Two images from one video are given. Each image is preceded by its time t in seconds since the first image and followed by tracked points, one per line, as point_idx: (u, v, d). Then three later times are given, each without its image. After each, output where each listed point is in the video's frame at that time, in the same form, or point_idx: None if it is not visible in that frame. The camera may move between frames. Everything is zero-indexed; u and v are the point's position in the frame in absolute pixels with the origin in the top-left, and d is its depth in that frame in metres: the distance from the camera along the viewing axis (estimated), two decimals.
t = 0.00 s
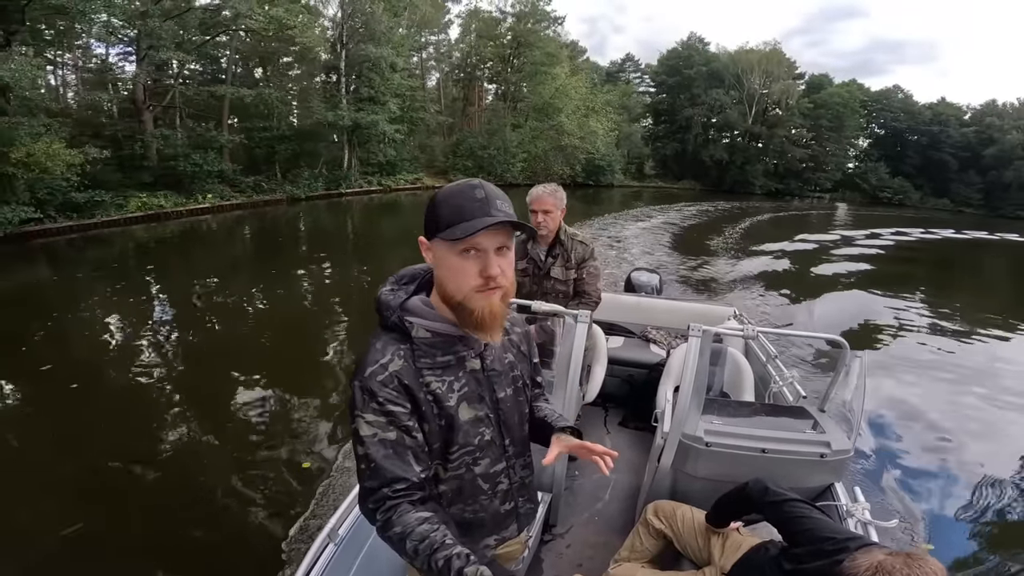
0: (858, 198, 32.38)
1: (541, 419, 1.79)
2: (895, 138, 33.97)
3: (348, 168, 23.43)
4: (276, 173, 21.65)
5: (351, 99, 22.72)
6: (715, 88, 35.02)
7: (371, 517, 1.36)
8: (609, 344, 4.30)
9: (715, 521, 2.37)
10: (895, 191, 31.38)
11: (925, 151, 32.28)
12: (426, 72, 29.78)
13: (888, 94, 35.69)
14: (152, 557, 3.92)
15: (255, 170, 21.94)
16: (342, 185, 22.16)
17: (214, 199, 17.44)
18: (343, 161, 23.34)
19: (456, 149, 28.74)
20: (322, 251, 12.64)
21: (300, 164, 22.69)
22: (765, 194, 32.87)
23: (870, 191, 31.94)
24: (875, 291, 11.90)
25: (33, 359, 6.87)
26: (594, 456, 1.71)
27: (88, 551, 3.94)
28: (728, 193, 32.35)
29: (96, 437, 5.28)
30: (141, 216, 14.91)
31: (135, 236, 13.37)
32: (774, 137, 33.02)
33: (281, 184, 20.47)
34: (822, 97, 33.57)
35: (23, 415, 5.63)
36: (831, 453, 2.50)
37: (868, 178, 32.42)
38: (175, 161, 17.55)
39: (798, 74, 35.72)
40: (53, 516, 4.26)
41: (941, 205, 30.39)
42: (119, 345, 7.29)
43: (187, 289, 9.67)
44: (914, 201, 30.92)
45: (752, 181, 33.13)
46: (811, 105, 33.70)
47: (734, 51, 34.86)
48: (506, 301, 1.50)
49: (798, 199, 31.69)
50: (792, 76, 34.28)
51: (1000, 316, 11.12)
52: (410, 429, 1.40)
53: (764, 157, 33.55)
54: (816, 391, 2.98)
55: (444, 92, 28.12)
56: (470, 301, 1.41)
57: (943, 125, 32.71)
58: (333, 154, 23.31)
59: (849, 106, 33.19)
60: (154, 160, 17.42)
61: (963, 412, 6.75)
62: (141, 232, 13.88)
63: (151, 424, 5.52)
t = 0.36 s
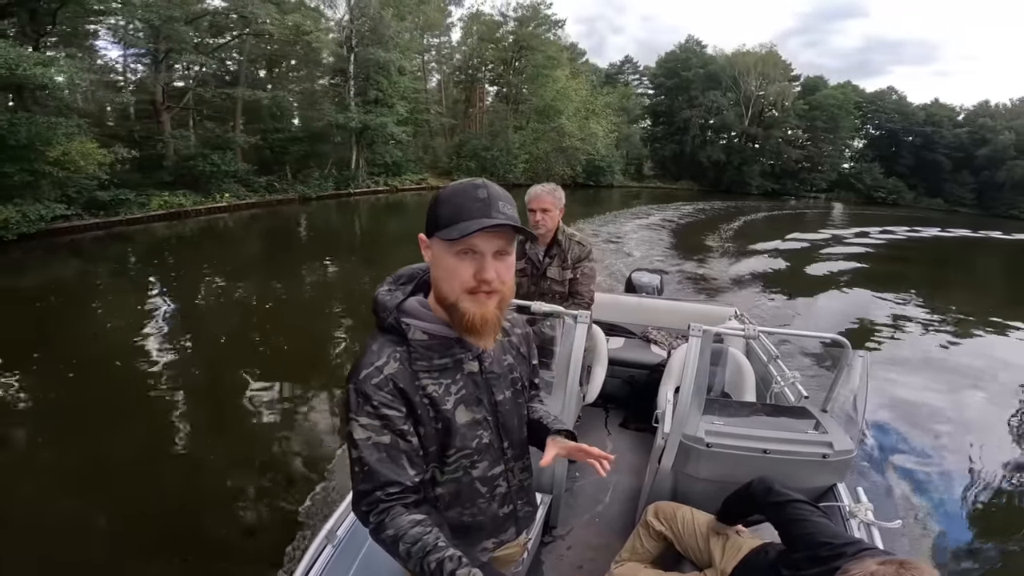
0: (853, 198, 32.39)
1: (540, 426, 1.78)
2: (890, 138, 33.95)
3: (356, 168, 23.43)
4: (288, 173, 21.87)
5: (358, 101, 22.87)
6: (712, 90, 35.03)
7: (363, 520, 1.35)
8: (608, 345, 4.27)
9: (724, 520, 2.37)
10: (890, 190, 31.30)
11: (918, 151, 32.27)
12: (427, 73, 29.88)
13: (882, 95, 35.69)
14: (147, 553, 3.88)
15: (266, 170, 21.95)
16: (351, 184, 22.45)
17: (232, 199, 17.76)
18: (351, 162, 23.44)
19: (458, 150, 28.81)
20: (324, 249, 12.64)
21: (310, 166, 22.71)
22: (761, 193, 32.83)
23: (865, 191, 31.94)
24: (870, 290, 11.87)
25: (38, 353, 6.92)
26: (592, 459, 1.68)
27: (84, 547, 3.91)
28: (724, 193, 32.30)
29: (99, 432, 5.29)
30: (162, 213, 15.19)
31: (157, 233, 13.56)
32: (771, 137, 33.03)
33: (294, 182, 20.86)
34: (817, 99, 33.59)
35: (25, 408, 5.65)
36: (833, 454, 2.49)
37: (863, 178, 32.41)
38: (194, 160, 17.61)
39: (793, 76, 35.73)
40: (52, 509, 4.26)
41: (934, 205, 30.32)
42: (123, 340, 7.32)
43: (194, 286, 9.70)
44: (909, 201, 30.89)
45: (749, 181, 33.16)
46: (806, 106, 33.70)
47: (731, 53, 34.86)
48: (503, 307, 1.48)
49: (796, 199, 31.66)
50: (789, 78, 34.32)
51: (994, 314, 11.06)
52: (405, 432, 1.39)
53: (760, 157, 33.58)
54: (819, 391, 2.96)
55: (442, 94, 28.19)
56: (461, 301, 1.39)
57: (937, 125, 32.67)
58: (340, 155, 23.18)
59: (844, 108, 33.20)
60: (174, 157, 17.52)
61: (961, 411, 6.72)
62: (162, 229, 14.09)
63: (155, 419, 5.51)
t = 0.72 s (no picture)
0: (839, 197, 32.71)
1: (536, 427, 1.77)
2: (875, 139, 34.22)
3: (356, 169, 23.47)
4: (290, 174, 22.02)
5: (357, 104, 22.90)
6: (701, 91, 35.16)
7: (353, 517, 1.36)
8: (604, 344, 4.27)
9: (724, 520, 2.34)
10: (874, 189, 31.61)
11: (901, 150, 32.57)
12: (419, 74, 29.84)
13: (866, 96, 35.99)
14: (145, 551, 3.88)
15: (269, 171, 22.25)
16: (352, 185, 22.60)
17: (241, 198, 18.01)
18: (351, 164, 23.57)
19: (455, 151, 28.87)
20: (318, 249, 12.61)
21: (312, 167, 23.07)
22: (749, 193, 33.09)
23: (850, 190, 32.26)
24: (857, 287, 11.97)
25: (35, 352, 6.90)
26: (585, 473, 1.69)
27: (81, 545, 3.90)
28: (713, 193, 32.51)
29: (96, 432, 5.28)
30: (173, 213, 15.42)
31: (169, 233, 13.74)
32: (759, 138, 33.23)
33: (296, 184, 21.05)
34: (802, 100, 33.81)
35: (20, 409, 5.63)
36: (829, 451, 2.50)
37: (848, 178, 32.72)
38: (202, 162, 17.84)
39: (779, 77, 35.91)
40: (50, 509, 4.25)
41: (917, 203, 30.64)
42: (120, 340, 7.30)
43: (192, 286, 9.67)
44: (893, 199, 31.19)
45: (738, 181, 33.39)
46: (792, 107, 33.95)
47: (719, 55, 34.99)
48: (502, 300, 1.48)
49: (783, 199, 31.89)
50: (776, 79, 34.55)
51: (978, 309, 11.16)
52: (395, 430, 1.38)
53: (749, 158, 33.79)
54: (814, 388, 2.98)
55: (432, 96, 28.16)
56: (458, 295, 1.39)
57: (919, 125, 32.99)
58: (340, 157, 23.27)
59: (830, 109, 33.46)
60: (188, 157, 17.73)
61: (947, 405, 6.76)
62: (173, 229, 14.29)
63: (152, 419, 5.49)
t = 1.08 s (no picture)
0: (818, 196, 33.26)
1: (547, 425, 1.77)
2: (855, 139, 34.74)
3: (351, 172, 23.69)
4: (286, 177, 22.11)
5: (354, 108, 22.91)
6: (686, 94, 35.40)
7: (356, 518, 1.38)
8: (598, 344, 4.31)
9: (712, 509, 2.40)
10: (852, 188, 32.18)
11: (878, 150, 33.13)
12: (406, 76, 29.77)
13: (845, 97, 36.57)
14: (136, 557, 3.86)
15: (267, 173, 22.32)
16: (349, 187, 23.05)
17: (243, 199, 18.60)
18: (346, 166, 23.72)
19: (447, 153, 28.87)
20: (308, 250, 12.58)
21: (309, 170, 22.62)
22: (733, 192, 33.49)
23: (829, 189, 32.80)
24: (840, 284, 12.18)
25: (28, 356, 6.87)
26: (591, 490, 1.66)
27: (74, 552, 3.89)
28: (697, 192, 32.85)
29: (90, 436, 5.24)
30: (177, 214, 15.67)
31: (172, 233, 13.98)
32: (741, 139, 33.62)
33: (292, 186, 21.27)
34: (783, 101, 34.27)
35: (13, 413, 5.60)
36: (823, 446, 2.56)
37: (828, 177, 33.27)
38: (204, 164, 18.08)
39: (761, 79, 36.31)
40: (43, 515, 4.23)
41: (893, 202, 31.26)
42: (113, 342, 7.27)
43: (184, 288, 9.64)
44: (870, 198, 31.76)
45: (721, 181, 33.79)
46: (773, 108, 34.40)
47: (703, 58, 35.30)
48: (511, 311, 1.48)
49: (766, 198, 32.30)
50: (758, 81, 35.01)
51: (955, 304, 11.38)
52: (399, 432, 1.39)
53: (732, 159, 34.18)
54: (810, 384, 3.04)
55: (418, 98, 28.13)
56: (473, 308, 1.38)
57: (895, 126, 33.59)
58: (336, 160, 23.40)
59: (809, 110, 33.95)
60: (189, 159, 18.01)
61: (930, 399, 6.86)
62: (177, 230, 14.46)
63: (147, 422, 5.46)
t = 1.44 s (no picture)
0: (798, 195, 33.72)
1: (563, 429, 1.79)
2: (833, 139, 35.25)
3: (346, 175, 23.79)
4: (283, 180, 22.00)
5: (350, 111, 23.00)
6: (670, 96, 35.62)
7: (373, 515, 1.39)
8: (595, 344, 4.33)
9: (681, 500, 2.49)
10: (830, 187, 32.65)
11: (854, 150, 33.63)
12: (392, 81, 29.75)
13: (823, 98, 37.13)
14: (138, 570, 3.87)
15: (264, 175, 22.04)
16: (343, 189, 23.18)
17: (242, 202, 18.73)
18: (341, 169, 23.76)
19: (439, 155, 28.80)
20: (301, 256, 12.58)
21: (304, 172, 22.70)
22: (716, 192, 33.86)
23: (808, 188, 33.22)
24: (825, 281, 12.37)
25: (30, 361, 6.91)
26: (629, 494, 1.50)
27: (76, 563, 3.91)
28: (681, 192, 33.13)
29: (94, 444, 5.28)
30: (180, 216, 15.96)
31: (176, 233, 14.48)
32: (724, 140, 34.02)
33: (291, 188, 21.44)
34: (762, 103, 34.71)
35: (14, 421, 5.62)
36: (823, 438, 2.60)
37: (807, 177, 33.72)
38: (205, 167, 18.28)
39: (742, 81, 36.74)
40: (48, 523, 4.26)
41: (869, 200, 31.79)
42: (114, 348, 7.31)
43: (178, 294, 9.63)
44: (847, 196, 32.24)
45: (705, 181, 34.15)
46: (754, 110, 34.83)
47: (686, 61, 35.62)
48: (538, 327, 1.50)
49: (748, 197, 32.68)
50: (739, 83, 35.42)
51: (934, 299, 11.58)
52: (420, 432, 1.41)
53: (715, 159, 34.56)
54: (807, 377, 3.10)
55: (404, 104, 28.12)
56: (502, 326, 1.40)
57: (870, 126, 34.17)
58: (331, 163, 23.45)
59: (789, 111, 34.44)
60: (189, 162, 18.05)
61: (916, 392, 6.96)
62: (178, 232, 14.71)
63: (149, 431, 5.49)
